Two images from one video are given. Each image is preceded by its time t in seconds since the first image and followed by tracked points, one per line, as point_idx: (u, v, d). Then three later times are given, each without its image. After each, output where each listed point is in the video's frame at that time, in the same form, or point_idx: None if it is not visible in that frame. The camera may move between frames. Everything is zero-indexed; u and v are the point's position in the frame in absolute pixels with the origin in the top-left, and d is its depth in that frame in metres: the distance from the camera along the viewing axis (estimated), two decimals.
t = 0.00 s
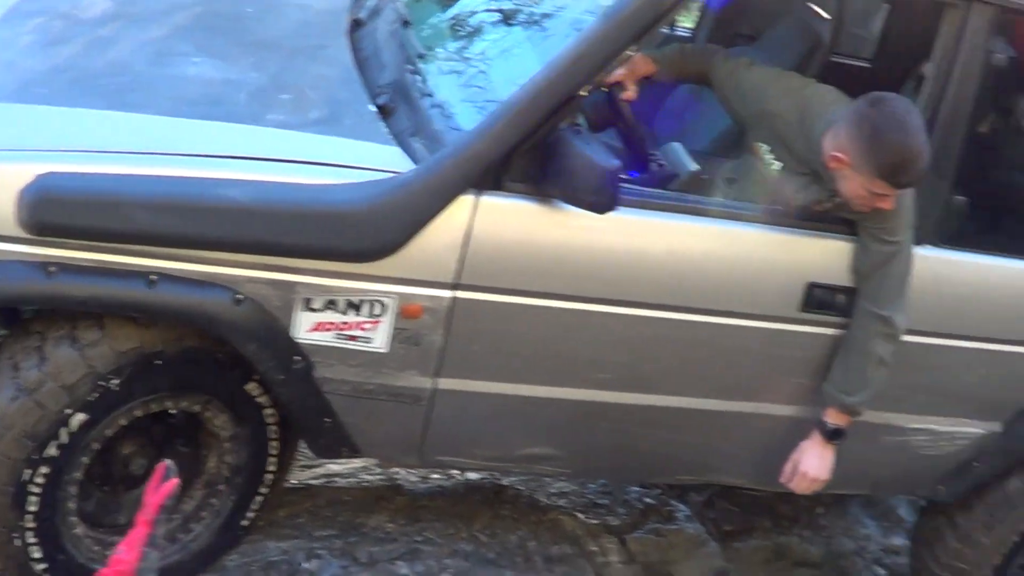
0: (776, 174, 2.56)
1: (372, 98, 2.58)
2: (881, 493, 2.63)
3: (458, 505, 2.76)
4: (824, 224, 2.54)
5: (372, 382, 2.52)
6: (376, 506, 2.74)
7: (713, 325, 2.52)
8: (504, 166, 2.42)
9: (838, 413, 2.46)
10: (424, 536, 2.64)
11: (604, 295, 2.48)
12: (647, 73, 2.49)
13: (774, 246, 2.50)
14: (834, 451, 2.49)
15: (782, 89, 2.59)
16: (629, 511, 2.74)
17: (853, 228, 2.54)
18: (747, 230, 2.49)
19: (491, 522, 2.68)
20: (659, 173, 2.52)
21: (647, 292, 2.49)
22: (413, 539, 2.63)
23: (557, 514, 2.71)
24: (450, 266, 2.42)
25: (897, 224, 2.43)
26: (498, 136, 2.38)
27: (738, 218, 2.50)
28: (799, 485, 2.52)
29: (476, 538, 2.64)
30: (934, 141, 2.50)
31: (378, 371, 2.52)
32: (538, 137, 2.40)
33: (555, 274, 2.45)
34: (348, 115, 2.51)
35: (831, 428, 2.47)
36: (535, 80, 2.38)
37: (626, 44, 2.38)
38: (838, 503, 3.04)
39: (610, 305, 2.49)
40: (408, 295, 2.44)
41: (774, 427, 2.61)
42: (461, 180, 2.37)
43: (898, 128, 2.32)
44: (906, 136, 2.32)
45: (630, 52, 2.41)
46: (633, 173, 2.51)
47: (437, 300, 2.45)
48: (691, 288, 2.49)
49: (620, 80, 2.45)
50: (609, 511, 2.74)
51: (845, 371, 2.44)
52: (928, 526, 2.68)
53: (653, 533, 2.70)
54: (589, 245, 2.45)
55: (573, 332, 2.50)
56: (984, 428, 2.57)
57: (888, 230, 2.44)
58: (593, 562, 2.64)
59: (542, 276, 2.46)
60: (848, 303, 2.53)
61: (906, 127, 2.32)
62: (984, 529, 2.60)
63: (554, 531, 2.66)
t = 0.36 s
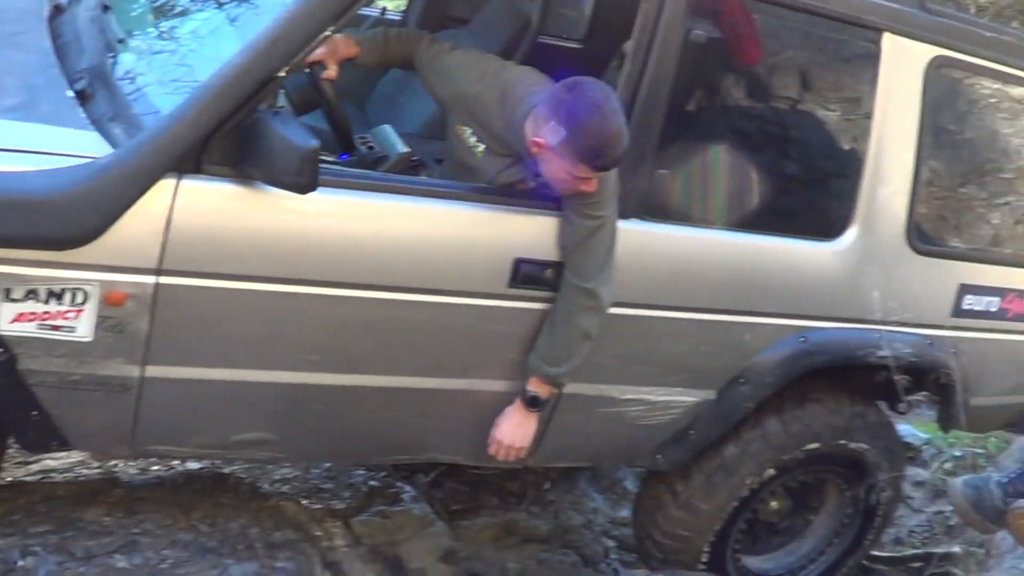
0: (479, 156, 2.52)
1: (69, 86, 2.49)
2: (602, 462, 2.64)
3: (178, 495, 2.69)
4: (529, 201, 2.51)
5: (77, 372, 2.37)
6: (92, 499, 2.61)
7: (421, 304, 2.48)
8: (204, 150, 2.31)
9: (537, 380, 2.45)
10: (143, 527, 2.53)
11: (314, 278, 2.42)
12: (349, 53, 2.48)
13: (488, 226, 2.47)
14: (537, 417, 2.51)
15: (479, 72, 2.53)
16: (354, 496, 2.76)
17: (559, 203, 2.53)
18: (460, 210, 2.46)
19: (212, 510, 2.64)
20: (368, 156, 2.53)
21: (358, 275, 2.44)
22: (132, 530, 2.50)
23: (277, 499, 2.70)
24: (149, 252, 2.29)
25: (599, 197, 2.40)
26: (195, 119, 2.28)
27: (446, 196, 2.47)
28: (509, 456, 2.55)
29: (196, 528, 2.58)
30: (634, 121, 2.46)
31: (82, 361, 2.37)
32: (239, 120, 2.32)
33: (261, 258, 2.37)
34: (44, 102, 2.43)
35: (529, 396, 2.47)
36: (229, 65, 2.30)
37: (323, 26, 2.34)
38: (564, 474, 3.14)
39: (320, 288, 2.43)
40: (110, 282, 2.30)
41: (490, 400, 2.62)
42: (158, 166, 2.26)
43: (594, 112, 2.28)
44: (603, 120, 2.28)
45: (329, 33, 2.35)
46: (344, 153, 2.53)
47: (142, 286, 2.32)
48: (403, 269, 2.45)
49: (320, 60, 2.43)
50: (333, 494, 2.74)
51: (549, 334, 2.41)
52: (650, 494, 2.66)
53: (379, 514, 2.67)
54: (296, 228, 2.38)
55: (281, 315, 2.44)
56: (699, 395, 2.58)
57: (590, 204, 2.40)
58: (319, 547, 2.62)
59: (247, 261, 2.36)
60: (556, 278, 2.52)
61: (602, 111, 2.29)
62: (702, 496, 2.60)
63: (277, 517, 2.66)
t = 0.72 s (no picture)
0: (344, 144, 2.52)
1: None
2: (481, 449, 2.66)
3: (52, 493, 2.60)
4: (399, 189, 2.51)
5: None
6: None
7: (293, 295, 2.48)
8: (66, 141, 2.26)
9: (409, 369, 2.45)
10: (17, 526, 2.43)
11: (187, 270, 2.38)
12: (214, 44, 2.48)
13: (363, 213, 2.47)
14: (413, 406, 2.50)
15: (345, 64, 2.52)
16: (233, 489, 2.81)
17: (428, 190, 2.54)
18: (334, 199, 2.46)
19: (88, 507, 2.56)
20: (236, 147, 2.55)
21: (233, 266, 2.42)
22: (6, 529, 2.40)
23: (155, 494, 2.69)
24: (12, 248, 2.24)
25: (467, 184, 2.40)
26: (57, 111, 2.22)
27: (318, 185, 2.46)
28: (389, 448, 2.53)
29: (72, 525, 2.50)
30: (503, 107, 2.45)
31: None
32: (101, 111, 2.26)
33: (131, 252, 2.33)
34: None
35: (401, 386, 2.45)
36: (90, 54, 2.24)
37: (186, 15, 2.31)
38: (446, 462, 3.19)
39: (194, 280, 2.40)
40: None
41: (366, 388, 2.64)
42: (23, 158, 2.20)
43: (463, 101, 2.29)
44: (471, 109, 2.29)
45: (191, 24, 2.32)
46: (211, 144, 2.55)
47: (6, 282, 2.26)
48: (278, 260, 2.44)
49: (183, 49, 2.42)
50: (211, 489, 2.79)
51: (416, 330, 2.41)
52: (530, 481, 2.67)
53: (259, 508, 2.74)
54: (168, 220, 2.34)
55: (151, 309, 2.40)
56: (575, 381, 2.60)
57: (458, 192, 2.40)
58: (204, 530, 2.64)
59: (116, 255, 2.32)
60: (427, 266, 2.53)
61: (470, 100, 2.30)
62: (581, 482, 2.60)
63: (154, 513, 2.63)
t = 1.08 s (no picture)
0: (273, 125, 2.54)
1: None
2: (414, 429, 2.68)
3: None
4: (328, 170, 2.54)
5: None
6: None
7: (224, 278, 2.49)
8: None
9: (337, 350, 2.45)
10: None
11: (118, 253, 2.37)
12: (143, 26, 2.48)
13: (295, 194, 2.50)
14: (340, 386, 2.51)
15: (273, 45, 2.53)
16: (166, 475, 2.81)
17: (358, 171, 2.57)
18: (265, 180, 2.48)
19: (19, 494, 2.54)
20: (164, 130, 2.57)
21: (165, 249, 2.42)
22: None
23: (88, 480, 2.67)
24: None
25: (395, 163, 2.39)
26: None
27: (248, 167, 2.47)
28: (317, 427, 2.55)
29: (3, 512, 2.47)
30: (432, 89, 2.45)
31: None
32: (23, 95, 2.23)
33: (60, 235, 2.31)
34: None
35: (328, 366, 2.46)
36: (13, 37, 2.21)
37: None
38: (382, 445, 3.26)
39: (125, 263, 2.39)
40: None
41: (298, 370, 2.66)
42: None
43: (391, 82, 2.28)
44: (400, 89, 2.28)
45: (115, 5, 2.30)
46: (139, 127, 2.59)
47: None
48: (210, 241, 2.44)
49: (109, 29, 2.43)
50: (143, 474, 2.79)
51: (345, 311, 2.41)
52: (464, 463, 2.71)
53: (192, 493, 2.75)
54: (97, 204, 2.32)
55: (78, 293, 2.39)
56: (507, 361, 2.63)
57: (387, 172, 2.40)
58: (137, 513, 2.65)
59: (45, 238, 2.30)
60: (357, 247, 2.56)
61: (399, 81, 2.29)
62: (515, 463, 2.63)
63: (86, 499, 2.61)
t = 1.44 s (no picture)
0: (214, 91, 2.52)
1: None
2: (363, 392, 2.72)
3: None
4: (272, 136, 2.52)
5: None
6: None
7: (168, 245, 2.46)
8: None
9: (285, 315, 2.45)
10: None
11: (61, 221, 2.33)
12: None
13: (241, 160, 2.48)
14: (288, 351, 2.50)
15: (212, 10, 2.51)
16: (115, 447, 2.86)
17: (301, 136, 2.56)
18: (210, 146, 2.45)
19: None
20: (106, 99, 2.55)
21: (110, 217, 2.38)
22: None
23: (37, 453, 2.68)
24: None
25: (339, 125, 2.36)
26: None
27: (192, 133, 2.45)
28: (267, 394, 2.55)
29: None
30: (374, 52, 2.42)
31: None
32: None
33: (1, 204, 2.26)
34: None
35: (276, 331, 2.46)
36: None
37: None
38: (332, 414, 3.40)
39: (69, 232, 2.35)
40: None
41: (246, 335, 2.66)
42: None
43: (330, 45, 2.23)
44: (339, 52, 2.23)
45: None
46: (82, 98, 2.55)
47: None
48: (156, 208, 2.41)
49: None
50: (93, 446, 2.84)
51: (289, 275, 2.39)
52: (414, 427, 2.79)
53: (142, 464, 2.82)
54: (38, 171, 2.28)
55: (18, 264, 2.35)
56: (455, 325, 2.67)
57: (331, 135, 2.36)
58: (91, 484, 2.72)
59: None
60: (302, 212, 2.56)
61: (338, 44, 2.24)
62: (466, 427, 2.71)
63: (36, 471, 2.61)
